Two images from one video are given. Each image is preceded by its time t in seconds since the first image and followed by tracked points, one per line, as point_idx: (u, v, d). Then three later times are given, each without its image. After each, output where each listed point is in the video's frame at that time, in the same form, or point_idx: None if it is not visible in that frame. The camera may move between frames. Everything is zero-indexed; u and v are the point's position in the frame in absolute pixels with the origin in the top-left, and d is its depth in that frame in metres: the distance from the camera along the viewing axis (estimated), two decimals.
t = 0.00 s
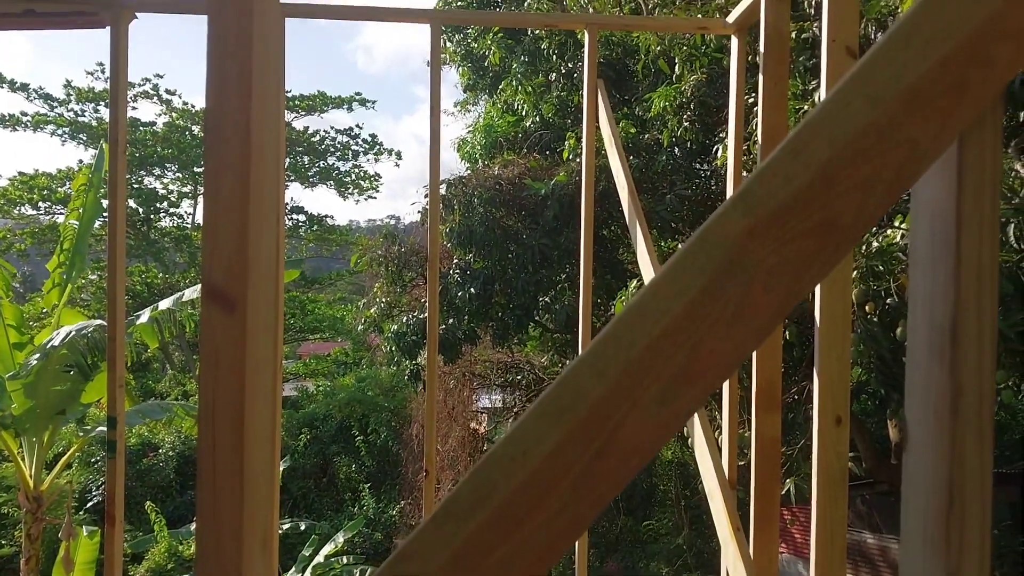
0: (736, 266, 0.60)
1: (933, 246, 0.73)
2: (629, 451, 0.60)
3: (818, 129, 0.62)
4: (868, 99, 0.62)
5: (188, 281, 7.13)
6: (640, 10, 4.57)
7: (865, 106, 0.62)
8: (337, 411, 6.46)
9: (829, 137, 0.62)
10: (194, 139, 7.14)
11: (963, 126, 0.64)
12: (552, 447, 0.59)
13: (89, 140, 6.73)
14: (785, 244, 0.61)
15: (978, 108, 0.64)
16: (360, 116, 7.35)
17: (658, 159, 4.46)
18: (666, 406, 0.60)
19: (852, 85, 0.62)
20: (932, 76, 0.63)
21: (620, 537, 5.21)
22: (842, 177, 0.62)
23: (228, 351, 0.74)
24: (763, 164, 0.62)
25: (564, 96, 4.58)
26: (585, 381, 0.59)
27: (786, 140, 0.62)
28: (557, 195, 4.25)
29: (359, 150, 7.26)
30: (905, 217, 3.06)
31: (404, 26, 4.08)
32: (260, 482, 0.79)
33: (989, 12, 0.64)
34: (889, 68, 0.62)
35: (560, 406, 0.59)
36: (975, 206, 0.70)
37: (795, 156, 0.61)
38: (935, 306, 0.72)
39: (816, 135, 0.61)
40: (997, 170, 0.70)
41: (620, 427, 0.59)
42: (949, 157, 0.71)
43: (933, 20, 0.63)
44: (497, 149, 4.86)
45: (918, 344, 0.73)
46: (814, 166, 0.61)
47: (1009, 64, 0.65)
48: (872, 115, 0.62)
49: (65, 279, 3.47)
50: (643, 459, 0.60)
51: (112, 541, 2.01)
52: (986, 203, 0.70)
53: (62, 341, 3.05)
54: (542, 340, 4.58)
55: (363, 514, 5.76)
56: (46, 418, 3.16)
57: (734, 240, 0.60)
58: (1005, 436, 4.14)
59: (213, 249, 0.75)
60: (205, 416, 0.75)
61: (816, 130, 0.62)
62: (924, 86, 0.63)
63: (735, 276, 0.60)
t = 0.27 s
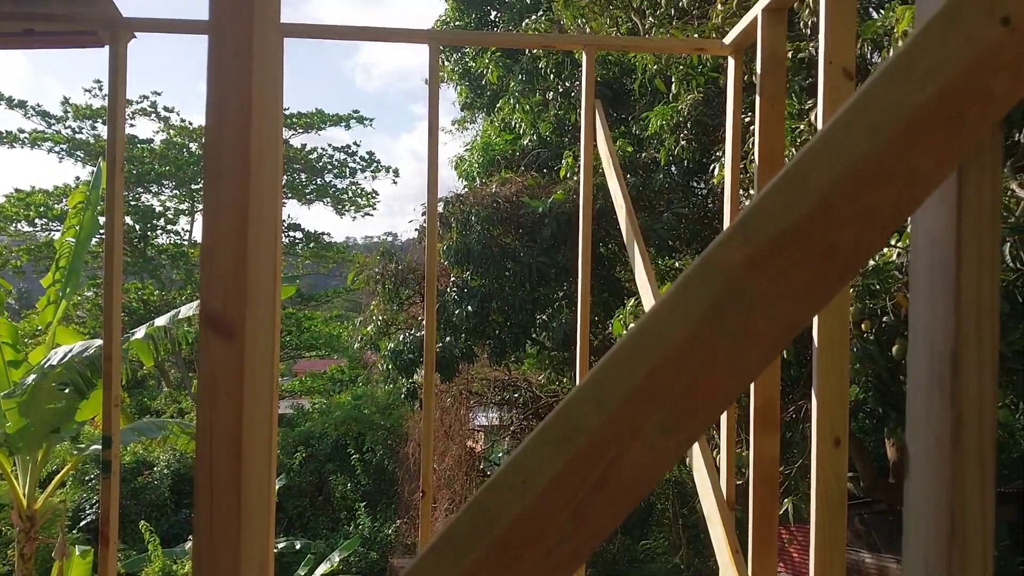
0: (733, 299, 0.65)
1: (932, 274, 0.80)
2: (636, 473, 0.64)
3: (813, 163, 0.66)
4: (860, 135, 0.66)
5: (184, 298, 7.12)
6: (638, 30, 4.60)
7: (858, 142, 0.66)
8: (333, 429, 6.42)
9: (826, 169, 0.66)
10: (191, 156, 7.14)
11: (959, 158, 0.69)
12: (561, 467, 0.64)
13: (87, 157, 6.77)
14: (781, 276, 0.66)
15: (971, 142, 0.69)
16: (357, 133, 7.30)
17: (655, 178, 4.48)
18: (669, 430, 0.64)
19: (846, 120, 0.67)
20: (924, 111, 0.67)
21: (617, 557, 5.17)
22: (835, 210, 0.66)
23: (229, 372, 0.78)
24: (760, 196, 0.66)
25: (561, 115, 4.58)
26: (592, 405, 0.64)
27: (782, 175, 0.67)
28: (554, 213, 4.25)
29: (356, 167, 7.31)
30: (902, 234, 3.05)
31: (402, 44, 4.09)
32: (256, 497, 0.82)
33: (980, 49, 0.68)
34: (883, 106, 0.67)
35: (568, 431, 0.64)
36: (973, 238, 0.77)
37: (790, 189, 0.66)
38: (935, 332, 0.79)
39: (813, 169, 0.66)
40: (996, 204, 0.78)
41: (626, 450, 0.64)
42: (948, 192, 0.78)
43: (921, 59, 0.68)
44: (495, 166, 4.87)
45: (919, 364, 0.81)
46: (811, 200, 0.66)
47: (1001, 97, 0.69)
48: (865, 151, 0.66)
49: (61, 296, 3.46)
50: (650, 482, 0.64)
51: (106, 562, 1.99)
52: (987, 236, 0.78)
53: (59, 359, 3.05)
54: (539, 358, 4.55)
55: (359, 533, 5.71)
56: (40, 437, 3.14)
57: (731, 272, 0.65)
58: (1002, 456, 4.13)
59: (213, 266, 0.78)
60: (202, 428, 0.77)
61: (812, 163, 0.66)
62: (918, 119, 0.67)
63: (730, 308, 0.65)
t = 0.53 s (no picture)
0: (737, 320, 0.70)
1: (930, 303, 0.87)
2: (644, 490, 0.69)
3: (813, 189, 0.72)
4: (857, 164, 0.73)
5: (182, 316, 7.13)
6: (635, 52, 4.65)
7: (854, 171, 0.73)
8: (330, 448, 6.40)
9: (828, 194, 0.72)
10: (191, 174, 7.16)
11: (955, 184, 0.75)
12: (572, 483, 0.68)
13: (86, 175, 6.79)
14: (783, 300, 0.71)
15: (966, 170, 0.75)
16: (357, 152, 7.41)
17: (653, 198, 4.50)
18: (674, 446, 0.69)
19: (842, 149, 0.73)
20: (921, 140, 0.74)
21: None
22: (834, 237, 0.72)
23: (223, 404, 0.82)
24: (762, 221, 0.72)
25: (560, 135, 4.62)
26: (601, 423, 0.69)
27: (784, 200, 0.73)
28: (552, 233, 4.27)
29: (355, 186, 7.35)
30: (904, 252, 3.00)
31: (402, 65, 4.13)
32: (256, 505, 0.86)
33: (973, 83, 0.75)
34: (881, 135, 0.73)
35: (578, 449, 0.68)
36: (972, 268, 0.84)
37: (790, 216, 0.72)
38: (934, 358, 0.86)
39: (814, 193, 0.72)
40: (994, 235, 0.83)
41: (634, 468, 0.68)
42: (944, 226, 0.85)
43: (918, 91, 0.74)
44: (494, 186, 4.89)
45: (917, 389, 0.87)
46: (812, 226, 0.72)
47: (993, 127, 0.76)
48: (861, 179, 0.73)
49: (60, 314, 3.46)
50: (658, 497, 0.69)
51: None
52: (984, 267, 0.84)
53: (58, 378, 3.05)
54: (536, 377, 4.51)
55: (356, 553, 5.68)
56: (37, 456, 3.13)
57: (733, 296, 0.70)
58: (1001, 475, 4.14)
59: (210, 284, 0.83)
60: (201, 460, 0.81)
61: (815, 186, 0.73)
62: (918, 145, 0.73)
63: (734, 330, 0.70)
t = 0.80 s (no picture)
0: (736, 342, 0.78)
1: (926, 327, 0.94)
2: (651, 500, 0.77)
3: (807, 220, 0.80)
4: (846, 198, 0.80)
5: (177, 335, 7.12)
6: (631, 73, 4.67)
7: (844, 203, 0.80)
8: (324, 468, 6.34)
9: (827, 217, 0.80)
10: (187, 193, 7.17)
11: (946, 212, 0.83)
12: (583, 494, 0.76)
13: (82, 194, 6.80)
14: (779, 323, 0.79)
15: (957, 201, 0.83)
16: (353, 171, 7.42)
17: (648, 217, 4.51)
18: (680, 459, 0.77)
19: (831, 183, 0.81)
20: (916, 165, 0.82)
21: None
22: (826, 265, 0.80)
23: (217, 430, 0.85)
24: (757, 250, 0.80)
25: (556, 155, 4.63)
26: (608, 439, 0.77)
27: (779, 228, 0.80)
28: (548, 252, 4.25)
29: (351, 206, 7.38)
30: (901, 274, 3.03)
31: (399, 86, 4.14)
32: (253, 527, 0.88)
33: (957, 120, 0.83)
34: (871, 169, 0.81)
35: (586, 460, 0.76)
36: (964, 294, 0.92)
37: (785, 246, 0.80)
38: (929, 377, 0.93)
39: (808, 223, 0.80)
40: (987, 257, 0.92)
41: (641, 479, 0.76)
42: (940, 255, 0.93)
43: (905, 127, 0.82)
44: (490, 206, 4.91)
45: (913, 408, 0.95)
46: (805, 254, 0.79)
47: (980, 160, 0.84)
48: (851, 212, 0.80)
49: (55, 334, 3.45)
50: (672, 508, 0.77)
51: None
52: (976, 294, 0.92)
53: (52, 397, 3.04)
54: (533, 397, 4.55)
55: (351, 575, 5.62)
56: (29, 477, 3.10)
57: (730, 320, 0.78)
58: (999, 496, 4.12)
59: (209, 310, 0.85)
60: (195, 483, 0.84)
61: (810, 214, 0.80)
62: (913, 171, 0.81)
63: (733, 352, 0.78)
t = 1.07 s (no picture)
0: (727, 368, 0.76)
1: (912, 356, 0.96)
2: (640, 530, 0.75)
3: (799, 241, 0.79)
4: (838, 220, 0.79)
5: (167, 353, 7.08)
6: (622, 93, 4.71)
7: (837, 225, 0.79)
8: (313, 488, 6.29)
9: (814, 245, 0.79)
10: (178, 211, 7.15)
11: (942, 236, 0.81)
12: (569, 523, 0.74)
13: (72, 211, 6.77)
14: (771, 349, 0.77)
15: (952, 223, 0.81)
16: (344, 189, 7.31)
17: (639, 236, 4.52)
18: (670, 489, 0.75)
19: (825, 204, 0.79)
20: (905, 192, 0.80)
21: None
22: (818, 288, 0.78)
23: (206, 449, 0.89)
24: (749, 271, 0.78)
25: (547, 174, 4.64)
26: (596, 467, 0.74)
27: (771, 252, 0.79)
28: (539, 270, 4.24)
29: (342, 223, 7.32)
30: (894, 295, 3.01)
31: (391, 105, 4.16)
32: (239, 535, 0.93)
33: (953, 141, 0.81)
34: (865, 190, 0.79)
35: (572, 489, 0.74)
36: (951, 324, 0.93)
37: (775, 269, 0.78)
38: (915, 406, 0.95)
39: (800, 245, 0.79)
40: (973, 284, 0.93)
41: (629, 508, 0.74)
42: (925, 285, 0.94)
43: (899, 148, 0.80)
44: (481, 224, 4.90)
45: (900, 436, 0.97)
46: (797, 277, 0.78)
47: (976, 183, 0.82)
48: (844, 234, 0.79)
49: (44, 352, 3.42)
50: (661, 538, 0.75)
51: None
52: (964, 324, 0.93)
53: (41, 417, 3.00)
54: (524, 416, 4.56)
55: None
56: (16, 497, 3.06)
57: (720, 344, 0.76)
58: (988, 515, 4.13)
59: (198, 330, 0.90)
60: (183, 498, 0.88)
61: (802, 237, 0.79)
62: (900, 197, 0.80)
63: (724, 377, 0.76)
